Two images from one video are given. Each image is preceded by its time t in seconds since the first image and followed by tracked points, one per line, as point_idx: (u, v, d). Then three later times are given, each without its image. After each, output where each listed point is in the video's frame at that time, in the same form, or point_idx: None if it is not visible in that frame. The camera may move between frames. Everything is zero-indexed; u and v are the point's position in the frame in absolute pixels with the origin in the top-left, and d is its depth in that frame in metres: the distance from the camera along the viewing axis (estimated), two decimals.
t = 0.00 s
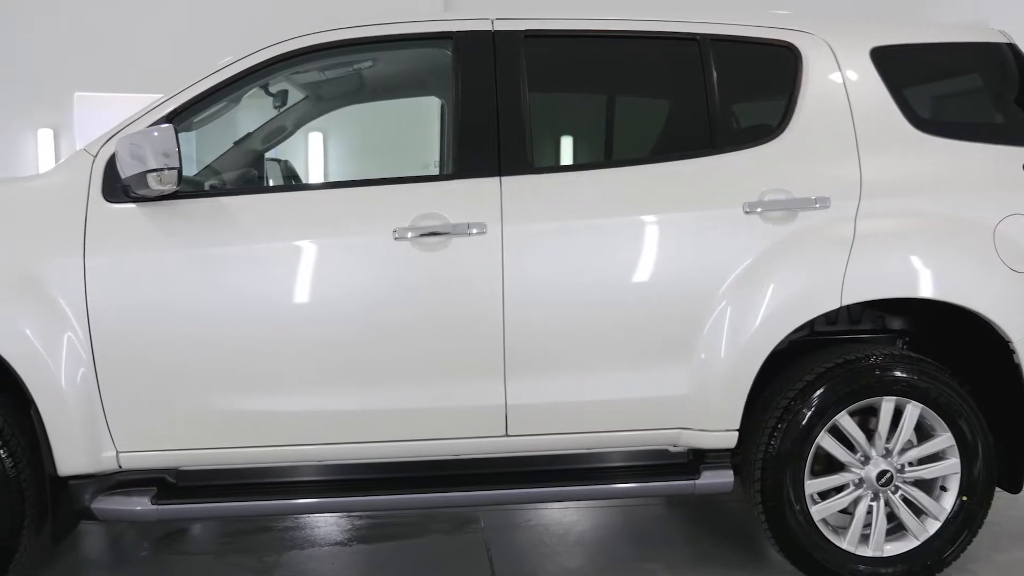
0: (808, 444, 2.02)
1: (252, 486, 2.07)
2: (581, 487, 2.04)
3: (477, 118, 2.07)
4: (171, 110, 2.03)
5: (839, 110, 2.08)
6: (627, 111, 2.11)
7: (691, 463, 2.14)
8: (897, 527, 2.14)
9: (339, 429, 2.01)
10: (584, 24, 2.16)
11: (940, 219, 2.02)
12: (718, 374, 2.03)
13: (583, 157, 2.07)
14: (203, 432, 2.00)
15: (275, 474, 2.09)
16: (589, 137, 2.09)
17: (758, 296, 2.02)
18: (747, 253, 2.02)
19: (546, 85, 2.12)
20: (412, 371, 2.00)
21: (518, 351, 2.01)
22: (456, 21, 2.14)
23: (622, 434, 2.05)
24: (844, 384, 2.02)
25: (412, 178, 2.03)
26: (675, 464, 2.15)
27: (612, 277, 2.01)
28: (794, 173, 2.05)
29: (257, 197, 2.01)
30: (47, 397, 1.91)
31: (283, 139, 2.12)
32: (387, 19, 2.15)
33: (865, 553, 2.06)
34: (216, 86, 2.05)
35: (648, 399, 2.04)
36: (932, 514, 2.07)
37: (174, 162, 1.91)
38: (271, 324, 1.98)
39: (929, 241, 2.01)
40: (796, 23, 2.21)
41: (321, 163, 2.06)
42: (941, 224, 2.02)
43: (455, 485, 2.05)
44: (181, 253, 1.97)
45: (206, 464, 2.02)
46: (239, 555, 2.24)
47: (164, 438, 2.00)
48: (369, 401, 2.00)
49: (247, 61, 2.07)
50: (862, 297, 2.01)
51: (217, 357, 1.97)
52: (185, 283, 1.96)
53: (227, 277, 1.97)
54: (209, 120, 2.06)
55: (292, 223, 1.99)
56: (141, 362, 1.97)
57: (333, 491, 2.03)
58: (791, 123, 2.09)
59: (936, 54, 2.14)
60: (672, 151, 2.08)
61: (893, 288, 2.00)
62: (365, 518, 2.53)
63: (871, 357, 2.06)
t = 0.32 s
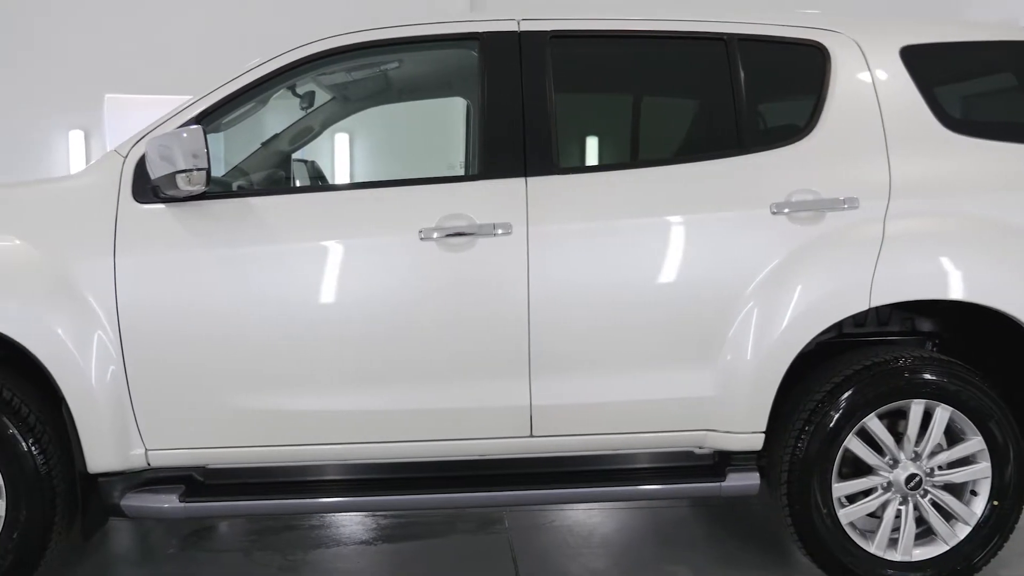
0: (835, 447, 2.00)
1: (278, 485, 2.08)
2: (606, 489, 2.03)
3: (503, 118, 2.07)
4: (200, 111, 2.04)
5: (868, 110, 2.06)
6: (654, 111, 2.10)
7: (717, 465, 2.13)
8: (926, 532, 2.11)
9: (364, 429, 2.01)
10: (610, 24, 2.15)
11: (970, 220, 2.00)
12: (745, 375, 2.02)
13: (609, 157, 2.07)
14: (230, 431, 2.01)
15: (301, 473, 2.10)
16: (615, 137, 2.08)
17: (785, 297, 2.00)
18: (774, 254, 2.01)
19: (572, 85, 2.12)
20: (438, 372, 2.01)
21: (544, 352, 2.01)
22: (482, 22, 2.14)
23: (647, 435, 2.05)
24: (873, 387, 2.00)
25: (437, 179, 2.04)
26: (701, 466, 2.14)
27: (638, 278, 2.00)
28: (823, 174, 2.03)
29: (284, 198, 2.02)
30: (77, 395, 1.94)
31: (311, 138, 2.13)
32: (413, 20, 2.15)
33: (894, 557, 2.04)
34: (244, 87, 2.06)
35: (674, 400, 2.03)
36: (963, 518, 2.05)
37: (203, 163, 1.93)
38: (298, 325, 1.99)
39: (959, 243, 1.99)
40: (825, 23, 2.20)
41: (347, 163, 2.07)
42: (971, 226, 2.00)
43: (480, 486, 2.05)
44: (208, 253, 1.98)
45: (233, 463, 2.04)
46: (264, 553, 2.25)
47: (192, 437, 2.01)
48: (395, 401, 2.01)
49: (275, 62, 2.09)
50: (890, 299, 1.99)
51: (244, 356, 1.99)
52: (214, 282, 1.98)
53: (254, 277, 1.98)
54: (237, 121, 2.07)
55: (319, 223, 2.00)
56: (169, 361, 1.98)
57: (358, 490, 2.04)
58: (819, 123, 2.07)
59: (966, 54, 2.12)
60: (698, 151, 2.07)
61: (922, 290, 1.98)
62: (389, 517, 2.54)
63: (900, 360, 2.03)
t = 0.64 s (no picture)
0: (858, 449, 1.99)
1: (299, 483, 2.09)
2: (626, 490, 2.02)
3: (524, 118, 2.07)
4: (224, 112, 2.06)
5: (892, 109, 2.05)
6: (675, 111, 2.10)
7: (738, 467, 2.12)
8: (950, 536, 2.09)
9: (385, 428, 2.02)
10: (632, 24, 2.15)
11: (996, 222, 1.98)
12: (766, 377, 2.01)
13: (630, 157, 2.06)
14: (251, 430, 2.02)
15: (322, 472, 2.11)
16: (636, 137, 2.08)
17: (807, 299, 1.99)
18: (797, 255, 2.00)
19: (594, 86, 2.11)
20: (458, 372, 2.01)
21: (564, 352, 2.01)
22: (503, 22, 2.14)
23: (667, 436, 2.04)
24: (896, 389, 1.98)
25: (458, 179, 2.04)
26: (722, 468, 2.13)
27: (659, 279, 1.99)
28: (846, 175, 2.02)
29: (305, 198, 2.03)
30: (102, 394, 1.96)
31: (333, 139, 2.14)
32: (434, 21, 2.16)
33: (918, 561, 2.02)
34: (267, 88, 2.08)
35: (694, 401, 2.02)
36: (988, 522, 2.03)
37: (226, 164, 1.93)
38: (319, 325, 1.99)
39: (985, 243, 1.97)
40: (848, 22, 2.18)
41: (368, 164, 2.07)
42: (997, 227, 1.98)
43: (501, 486, 2.05)
44: (231, 253, 1.99)
45: (255, 461, 2.05)
46: (285, 551, 2.26)
47: (213, 435, 2.03)
48: (415, 401, 2.01)
49: (297, 64, 2.10)
50: (914, 300, 1.97)
51: (266, 355, 2.00)
52: (236, 282, 1.99)
53: (276, 277, 1.99)
54: (260, 121, 2.09)
55: (340, 224, 2.00)
56: (191, 360, 1.99)
57: (379, 490, 2.04)
58: (841, 123, 2.06)
59: (990, 53, 2.10)
60: (720, 152, 2.07)
61: (947, 291, 1.96)
62: (408, 516, 2.55)
63: (925, 362, 2.02)
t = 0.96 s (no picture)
0: (879, 452, 1.97)
1: (318, 483, 2.10)
2: (646, 491, 2.02)
3: (544, 119, 2.07)
4: (245, 113, 2.07)
5: (915, 109, 2.03)
6: (694, 112, 2.10)
7: (758, 469, 2.11)
8: (973, 540, 2.07)
9: (405, 428, 2.02)
10: (652, 24, 2.14)
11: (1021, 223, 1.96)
12: (787, 378, 2.00)
13: (650, 158, 2.06)
14: (272, 429, 2.03)
15: (342, 471, 2.12)
16: (656, 137, 2.07)
17: (829, 300, 1.98)
18: (818, 256, 1.98)
19: (613, 87, 2.11)
20: (477, 372, 2.01)
21: (584, 353, 2.00)
22: (523, 23, 2.14)
23: (687, 438, 2.03)
24: (919, 391, 1.97)
25: (477, 180, 2.04)
26: (742, 470, 2.12)
27: (679, 279, 1.99)
28: (868, 175, 2.00)
29: (325, 198, 2.04)
30: (124, 392, 1.98)
31: (351, 141, 2.14)
32: (454, 21, 2.16)
33: (940, 565, 2.00)
34: (288, 89, 2.09)
35: (714, 403, 2.01)
36: (1012, 527, 2.01)
37: (247, 164, 1.94)
38: (339, 325, 2.00)
39: (1010, 244, 1.95)
40: (870, 21, 2.16)
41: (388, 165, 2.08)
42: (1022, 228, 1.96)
43: (520, 486, 2.05)
44: (252, 254, 2.01)
45: (275, 460, 2.06)
46: (304, 550, 2.27)
47: (234, 434, 2.04)
48: (435, 401, 2.02)
49: (318, 65, 2.11)
50: (937, 301, 1.96)
51: (286, 355, 2.00)
52: (256, 282, 2.00)
53: (296, 277, 2.00)
54: (281, 122, 2.10)
55: (360, 224, 2.01)
56: (213, 360, 2.01)
57: (399, 489, 2.05)
58: (863, 123, 2.04)
59: (1015, 52, 2.08)
60: (741, 152, 2.06)
61: (971, 292, 1.95)
62: (426, 516, 2.56)
63: (948, 363, 2.00)
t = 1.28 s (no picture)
0: (902, 455, 1.96)
1: (338, 482, 2.11)
2: (665, 492, 2.01)
3: (564, 119, 2.07)
4: (266, 114, 2.08)
5: (939, 109, 2.01)
6: (715, 112, 2.09)
7: (779, 471, 2.09)
8: (997, 544, 2.05)
9: (425, 428, 2.03)
10: (672, 23, 2.14)
11: None
12: (808, 380, 1.99)
13: (670, 158, 2.05)
14: (292, 427, 2.04)
15: (361, 471, 2.12)
16: (676, 137, 2.07)
17: (851, 302, 1.96)
18: (840, 257, 1.97)
19: (633, 87, 2.11)
20: (497, 373, 2.01)
21: (604, 353, 2.00)
22: (543, 23, 2.14)
23: (707, 439, 2.03)
24: (942, 393, 1.95)
25: (497, 180, 2.04)
26: (763, 473, 2.10)
27: (700, 280, 1.98)
28: (891, 176, 1.98)
29: (346, 199, 2.04)
30: (147, 390, 1.99)
31: (371, 141, 2.17)
32: (473, 22, 2.17)
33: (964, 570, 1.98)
34: (309, 90, 2.10)
35: (735, 404, 2.00)
36: None
37: (269, 164, 1.96)
38: (359, 325, 2.01)
39: None
40: (894, 19, 2.14)
41: (408, 165, 2.09)
42: None
43: (539, 487, 2.06)
44: (273, 254, 2.02)
45: (295, 459, 2.07)
46: (324, 549, 2.28)
47: (255, 433, 2.05)
48: (454, 401, 2.02)
49: (339, 66, 2.12)
50: (961, 302, 1.94)
51: (306, 355, 2.01)
52: (278, 282, 2.01)
53: (317, 278, 2.01)
54: (302, 123, 2.11)
55: (380, 224, 2.02)
56: (234, 359, 2.02)
57: (419, 489, 2.06)
58: (886, 123, 2.03)
59: None
60: (762, 152, 2.05)
61: (995, 294, 1.93)
62: (445, 516, 2.56)
63: (972, 365, 1.98)
